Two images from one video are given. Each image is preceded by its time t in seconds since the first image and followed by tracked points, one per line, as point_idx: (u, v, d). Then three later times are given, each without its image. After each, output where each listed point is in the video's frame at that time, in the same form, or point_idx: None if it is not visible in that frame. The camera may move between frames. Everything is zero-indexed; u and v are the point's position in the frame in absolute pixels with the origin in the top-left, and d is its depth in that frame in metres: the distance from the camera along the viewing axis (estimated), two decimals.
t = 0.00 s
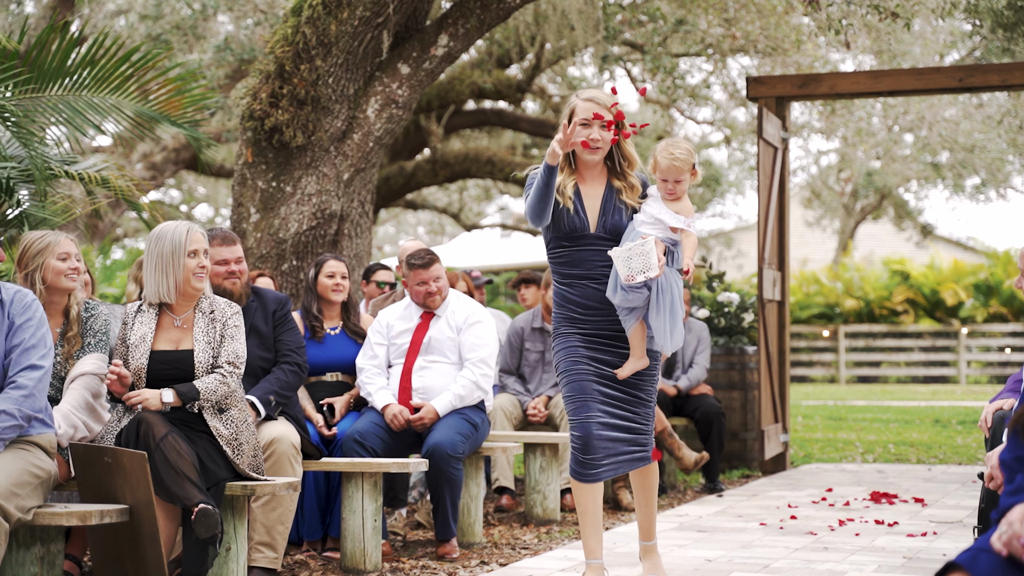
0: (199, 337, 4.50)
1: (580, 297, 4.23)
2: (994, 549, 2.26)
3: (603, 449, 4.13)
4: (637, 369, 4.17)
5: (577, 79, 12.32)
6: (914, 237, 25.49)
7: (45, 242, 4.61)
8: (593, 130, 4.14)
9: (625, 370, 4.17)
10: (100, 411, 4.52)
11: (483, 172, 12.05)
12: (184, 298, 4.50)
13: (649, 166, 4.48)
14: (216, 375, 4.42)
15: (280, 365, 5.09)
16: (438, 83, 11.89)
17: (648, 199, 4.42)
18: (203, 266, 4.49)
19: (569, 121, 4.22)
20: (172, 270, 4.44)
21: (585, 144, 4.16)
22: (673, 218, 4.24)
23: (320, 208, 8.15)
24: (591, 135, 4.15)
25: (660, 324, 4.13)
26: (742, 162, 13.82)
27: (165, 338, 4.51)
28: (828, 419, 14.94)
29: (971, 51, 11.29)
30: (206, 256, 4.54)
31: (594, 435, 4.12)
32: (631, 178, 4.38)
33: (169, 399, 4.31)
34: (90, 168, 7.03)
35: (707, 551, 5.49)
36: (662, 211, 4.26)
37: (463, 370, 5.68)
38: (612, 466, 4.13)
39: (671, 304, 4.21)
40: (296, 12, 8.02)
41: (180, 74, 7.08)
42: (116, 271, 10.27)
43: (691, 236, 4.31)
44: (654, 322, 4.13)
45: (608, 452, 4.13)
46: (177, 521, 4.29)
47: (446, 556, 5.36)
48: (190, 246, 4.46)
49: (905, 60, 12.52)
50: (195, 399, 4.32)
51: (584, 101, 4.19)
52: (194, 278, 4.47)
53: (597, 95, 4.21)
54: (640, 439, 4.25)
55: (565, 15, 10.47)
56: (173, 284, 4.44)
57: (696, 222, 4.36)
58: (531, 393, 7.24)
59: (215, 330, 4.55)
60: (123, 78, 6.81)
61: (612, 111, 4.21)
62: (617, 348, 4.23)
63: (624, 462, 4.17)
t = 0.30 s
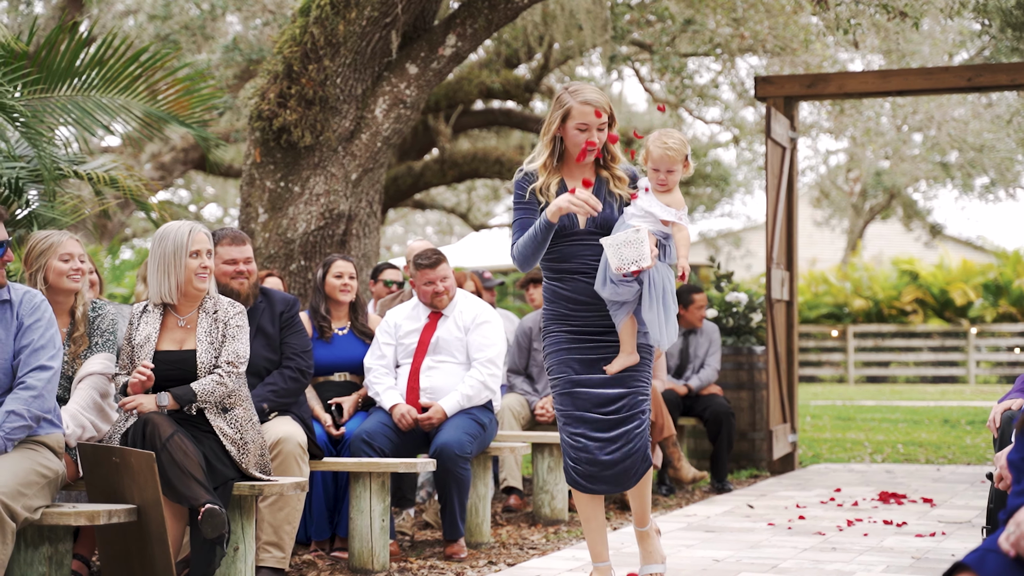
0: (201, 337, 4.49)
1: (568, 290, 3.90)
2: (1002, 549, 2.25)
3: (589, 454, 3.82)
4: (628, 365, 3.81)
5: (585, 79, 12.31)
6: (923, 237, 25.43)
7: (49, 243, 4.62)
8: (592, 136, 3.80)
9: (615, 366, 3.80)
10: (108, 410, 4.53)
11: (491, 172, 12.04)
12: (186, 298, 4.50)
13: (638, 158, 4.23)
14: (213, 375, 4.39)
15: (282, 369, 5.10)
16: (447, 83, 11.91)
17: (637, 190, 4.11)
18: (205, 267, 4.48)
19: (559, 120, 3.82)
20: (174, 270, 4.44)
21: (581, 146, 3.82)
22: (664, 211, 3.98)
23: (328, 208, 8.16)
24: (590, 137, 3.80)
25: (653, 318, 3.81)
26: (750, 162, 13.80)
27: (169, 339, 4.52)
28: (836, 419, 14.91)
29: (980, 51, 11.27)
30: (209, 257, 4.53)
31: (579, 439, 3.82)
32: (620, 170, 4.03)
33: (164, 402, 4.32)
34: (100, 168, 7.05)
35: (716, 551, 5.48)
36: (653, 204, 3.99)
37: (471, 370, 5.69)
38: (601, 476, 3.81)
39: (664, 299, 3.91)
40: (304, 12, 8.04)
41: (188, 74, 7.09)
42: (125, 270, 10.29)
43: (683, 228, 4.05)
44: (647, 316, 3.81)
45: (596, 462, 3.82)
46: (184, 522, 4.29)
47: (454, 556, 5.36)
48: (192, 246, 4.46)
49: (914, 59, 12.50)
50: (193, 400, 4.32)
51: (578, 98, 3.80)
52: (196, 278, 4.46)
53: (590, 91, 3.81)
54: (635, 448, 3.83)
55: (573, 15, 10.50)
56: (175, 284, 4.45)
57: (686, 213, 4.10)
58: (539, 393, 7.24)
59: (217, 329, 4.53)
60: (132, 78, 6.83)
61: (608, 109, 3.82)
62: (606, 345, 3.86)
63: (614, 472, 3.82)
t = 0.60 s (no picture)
0: (206, 338, 4.49)
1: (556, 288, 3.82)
2: (1008, 553, 2.27)
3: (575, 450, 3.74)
4: (610, 357, 3.68)
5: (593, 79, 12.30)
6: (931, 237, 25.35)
7: (54, 243, 4.61)
8: (581, 133, 3.67)
9: (597, 359, 3.68)
10: (116, 412, 4.54)
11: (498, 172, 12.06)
12: (189, 300, 4.51)
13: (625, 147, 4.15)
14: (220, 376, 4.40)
15: (288, 373, 5.10)
16: (454, 83, 11.92)
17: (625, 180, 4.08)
18: (207, 268, 4.48)
19: (547, 118, 3.71)
20: (176, 272, 4.46)
21: (571, 145, 3.70)
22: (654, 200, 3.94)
23: (335, 208, 8.13)
24: (579, 135, 3.68)
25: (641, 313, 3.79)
26: (758, 162, 13.76)
27: (174, 341, 4.52)
28: (844, 420, 14.88)
29: (988, 50, 11.22)
30: (211, 258, 4.53)
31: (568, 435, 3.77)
32: (608, 162, 3.93)
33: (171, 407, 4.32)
34: (107, 168, 7.07)
35: (723, 552, 5.47)
36: (642, 194, 3.97)
37: (478, 371, 5.68)
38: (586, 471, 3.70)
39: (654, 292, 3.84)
40: (311, 13, 8.05)
41: (196, 75, 7.09)
42: (133, 271, 10.31)
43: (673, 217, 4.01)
44: (638, 311, 3.77)
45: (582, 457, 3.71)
46: (191, 523, 4.29)
47: (461, 557, 5.36)
48: (193, 248, 4.47)
49: (922, 59, 12.45)
50: (198, 403, 4.34)
51: (566, 95, 3.69)
52: (198, 280, 4.46)
53: (578, 87, 3.71)
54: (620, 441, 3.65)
55: (580, 15, 10.52)
56: (177, 286, 4.46)
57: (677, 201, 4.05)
58: (546, 394, 7.24)
59: (222, 331, 4.52)
60: (140, 79, 6.85)
61: (597, 105, 3.73)
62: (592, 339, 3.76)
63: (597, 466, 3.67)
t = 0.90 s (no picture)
0: (211, 343, 4.49)
1: (542, 301, 3.77)
2: None
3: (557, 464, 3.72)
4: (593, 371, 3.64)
5: (600, 81, 12.29)
6: (939, 237, 25.27)
7: (58, 248, 4.61)
8: (565, 142, 3.63)
9: (579, 373, 3.65)
10: (121, 416, 4.55)
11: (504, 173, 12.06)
12: (191, 304, 4.51)
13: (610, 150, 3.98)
14: (224, 383, 4.39)
15: (296, 377, 5.09)
16: (461, 84, 11.92)
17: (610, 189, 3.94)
18: (209, 272, 4.47)
19: (531, 128, 3.67)
20: (178, 277, 4.46)
21: (555, 155, 3.66)
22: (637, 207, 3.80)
23: (341, 211, 8.13)
24: (563, 145, 3.63)
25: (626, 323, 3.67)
26: (765, 162, 13.73)
27: (178, 345, 4.52)
28: (851, 421, 14.85)
29: (995, 50, 11.18)
30: (214, 262, 4.51)
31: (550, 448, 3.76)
32: (594, 172, 3.87)
33: (177, 411, 4.32)
34: (114, 171, 7.08)
35: (729, 555, 5.45)
36: (626, 200, 3.81)
37: (484, 375, 5.67)
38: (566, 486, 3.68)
39: (640, 302, 3.77)
40: (318, 17, 8.09)
41: (202, 77, 7.10)
42: (140, 272, 10.33)
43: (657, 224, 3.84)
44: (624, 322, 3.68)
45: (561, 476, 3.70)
46: (196, 528, 4.27)
47: (467, 561, 5.36)
48: (195, 253, 4.46)
49: (929, 59, 12.40)
50: (203, 408, 4.32)
51: (550, 104, 3.65)
52: (200, 284, 4.46)
53: (562, 96, 3.67)
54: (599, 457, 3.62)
55: (587, 16, 10.53)
56: (179, 290, 4.46)
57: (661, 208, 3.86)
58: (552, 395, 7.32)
59: (227, 335, 4.52)
60: (146, 81, 6.85)
61: (582, 114, 3.69)
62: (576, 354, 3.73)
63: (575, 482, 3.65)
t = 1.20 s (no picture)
0: (217, 350, 4.48)
1: (525, 310, 3.71)
2: None
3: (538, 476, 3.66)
4: (581, 381, 3.57)
5: (610, 82, 12.26)
6: (950, 238, 25.14)
7: (65, 254, 4.61)
8: (556, 150, 3.58)
9: (570, 385, 3.57)
10: (128, 422, 4.52)
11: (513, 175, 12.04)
12: (199, 310, 4.52)
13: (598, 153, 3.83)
14: (229, 390, 4.38)
15: (305, 384, 5.09)
16: (471, 85, 11.89)
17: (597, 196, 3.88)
18: (214, 278, 4.48)
19: (521, 139, 3.60)
20: (184, 283, 4.47)
21: (545, 164, 3.61)
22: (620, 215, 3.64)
23: (351, 214, 8.12)
24: (555, 153, 3.59)
25: (608, 329, 3.55)
26: (776, 163, 13.67)
27: (186, 352, 4.52)
28: (861, 424, 14.79)
29: (1007, 51, 11.11)
30: (221, 269, 4.52)
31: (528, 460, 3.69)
32: (577, 180, 3.82)
33: (181, 416, 4.32)
34: (124, 174, 7.09)
35: (738, 561, 5.43)
36: (609, 206, 3.68)
37: (493, 380, 5.65)
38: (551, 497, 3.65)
39: (623, 309, 3.66)
40: (326, 20, 8.09)
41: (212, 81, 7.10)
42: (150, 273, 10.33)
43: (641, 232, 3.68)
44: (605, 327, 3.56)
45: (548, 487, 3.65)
46: (205, 535, 4.28)
47: (476, 566, 5.35)
48: (201, 258, 4.47)
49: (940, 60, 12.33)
50: (207, 415, 4.32)
51: (538, 113, 3.58)
52: (205, 290, 4.46)
53: (550, 104, 3.60)
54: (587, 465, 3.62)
55: (596, 18, 10.55)
56: (186, 296, 4.48)
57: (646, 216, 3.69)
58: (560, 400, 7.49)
59: (234, 342, 4.52)
60: (156, 84, 6.87)
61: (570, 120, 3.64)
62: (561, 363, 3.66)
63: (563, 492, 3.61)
